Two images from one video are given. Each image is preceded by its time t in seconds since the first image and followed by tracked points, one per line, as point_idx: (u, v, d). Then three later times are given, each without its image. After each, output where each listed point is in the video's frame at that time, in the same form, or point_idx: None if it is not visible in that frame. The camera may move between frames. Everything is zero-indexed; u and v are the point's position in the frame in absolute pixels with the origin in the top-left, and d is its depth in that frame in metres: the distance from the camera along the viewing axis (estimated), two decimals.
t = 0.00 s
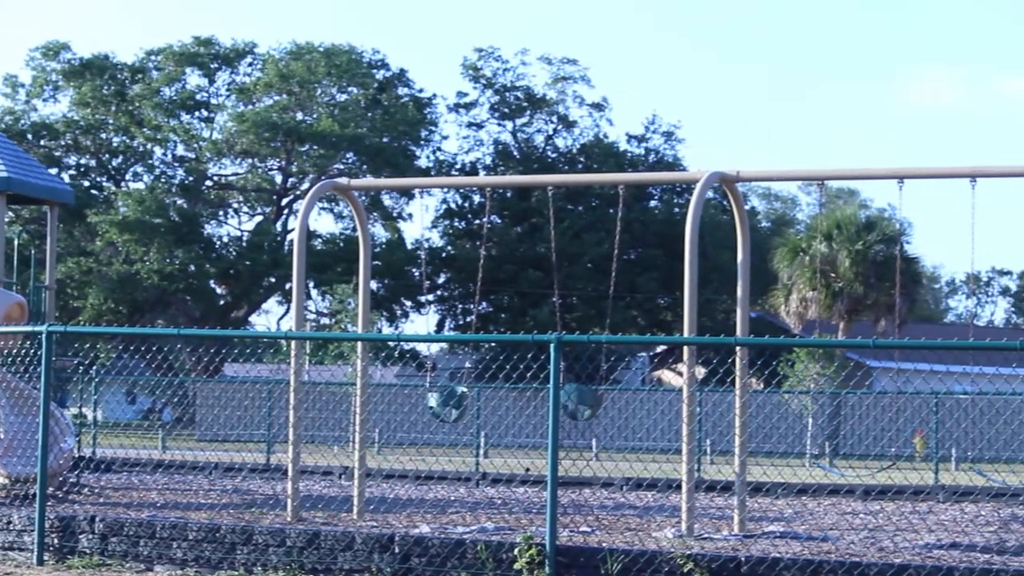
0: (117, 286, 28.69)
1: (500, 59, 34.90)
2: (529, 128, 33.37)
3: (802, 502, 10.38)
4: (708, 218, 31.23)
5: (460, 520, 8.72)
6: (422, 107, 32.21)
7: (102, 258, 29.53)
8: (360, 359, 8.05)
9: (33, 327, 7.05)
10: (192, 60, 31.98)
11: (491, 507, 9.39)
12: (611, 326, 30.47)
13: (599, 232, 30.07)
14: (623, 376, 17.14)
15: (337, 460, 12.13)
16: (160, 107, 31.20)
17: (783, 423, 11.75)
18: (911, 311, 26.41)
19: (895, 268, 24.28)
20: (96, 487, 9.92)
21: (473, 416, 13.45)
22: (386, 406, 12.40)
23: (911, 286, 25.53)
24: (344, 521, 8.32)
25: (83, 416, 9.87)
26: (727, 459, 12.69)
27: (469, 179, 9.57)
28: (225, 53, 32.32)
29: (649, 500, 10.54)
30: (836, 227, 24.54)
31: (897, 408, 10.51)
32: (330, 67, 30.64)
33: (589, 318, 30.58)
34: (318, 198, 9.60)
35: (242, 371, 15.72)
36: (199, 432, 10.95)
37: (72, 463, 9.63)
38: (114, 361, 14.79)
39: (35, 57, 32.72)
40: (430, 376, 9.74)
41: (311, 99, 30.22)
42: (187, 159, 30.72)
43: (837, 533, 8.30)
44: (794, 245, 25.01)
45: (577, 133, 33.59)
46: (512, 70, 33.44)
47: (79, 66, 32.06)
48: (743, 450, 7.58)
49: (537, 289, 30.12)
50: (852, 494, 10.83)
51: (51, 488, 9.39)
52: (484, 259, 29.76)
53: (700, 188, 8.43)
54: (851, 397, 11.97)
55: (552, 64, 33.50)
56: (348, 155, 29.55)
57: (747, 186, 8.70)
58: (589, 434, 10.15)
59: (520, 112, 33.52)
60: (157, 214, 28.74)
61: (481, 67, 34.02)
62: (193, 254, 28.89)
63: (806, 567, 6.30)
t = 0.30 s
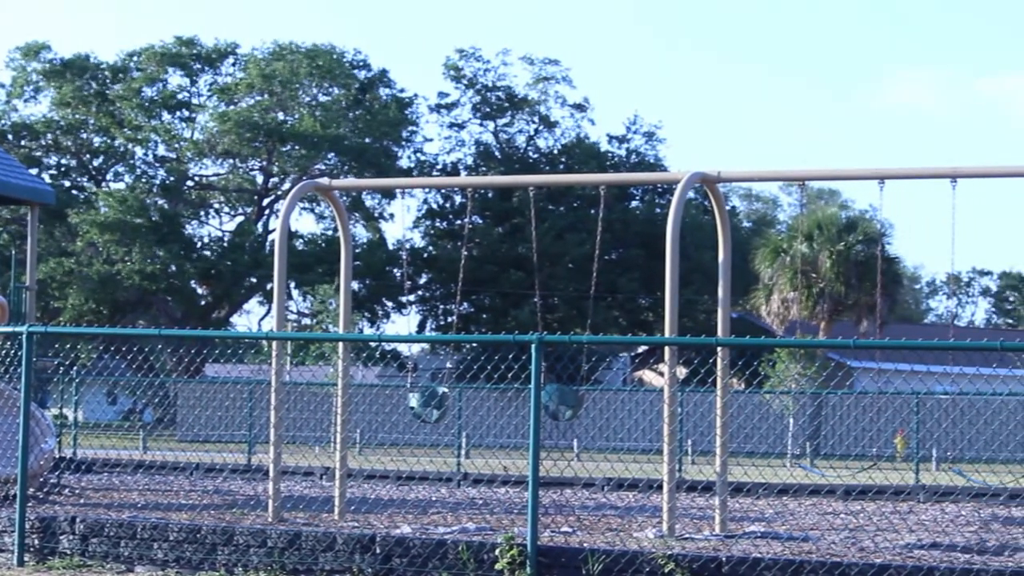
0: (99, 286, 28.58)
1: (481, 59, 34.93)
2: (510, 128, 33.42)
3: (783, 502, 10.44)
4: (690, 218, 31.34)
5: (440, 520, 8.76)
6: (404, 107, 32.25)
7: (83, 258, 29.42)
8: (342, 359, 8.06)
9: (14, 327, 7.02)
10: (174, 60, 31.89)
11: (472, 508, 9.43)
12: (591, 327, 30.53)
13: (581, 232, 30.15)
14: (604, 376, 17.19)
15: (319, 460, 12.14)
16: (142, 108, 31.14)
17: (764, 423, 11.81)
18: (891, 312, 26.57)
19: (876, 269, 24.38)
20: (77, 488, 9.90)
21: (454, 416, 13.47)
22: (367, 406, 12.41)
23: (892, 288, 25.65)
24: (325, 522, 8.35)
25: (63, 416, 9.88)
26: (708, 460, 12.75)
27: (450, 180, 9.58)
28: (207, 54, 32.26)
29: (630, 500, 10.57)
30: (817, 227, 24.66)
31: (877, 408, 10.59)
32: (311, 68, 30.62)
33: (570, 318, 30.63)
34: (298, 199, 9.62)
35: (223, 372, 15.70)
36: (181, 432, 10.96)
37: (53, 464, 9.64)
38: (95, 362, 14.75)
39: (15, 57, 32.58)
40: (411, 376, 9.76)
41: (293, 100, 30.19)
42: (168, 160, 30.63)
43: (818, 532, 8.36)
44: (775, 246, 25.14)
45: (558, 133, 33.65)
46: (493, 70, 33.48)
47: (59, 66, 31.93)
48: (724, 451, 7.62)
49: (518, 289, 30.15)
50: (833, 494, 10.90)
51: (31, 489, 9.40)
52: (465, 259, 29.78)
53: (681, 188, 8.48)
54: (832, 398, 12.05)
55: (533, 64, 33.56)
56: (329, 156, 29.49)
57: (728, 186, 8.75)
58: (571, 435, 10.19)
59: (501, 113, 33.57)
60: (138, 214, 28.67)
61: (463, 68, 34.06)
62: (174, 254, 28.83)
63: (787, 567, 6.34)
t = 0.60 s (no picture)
0: (77, 287, 28.46)
1: (459, 60, 34.95)
2: (489, 129, 33.47)
3: (761, 502, 10.51)
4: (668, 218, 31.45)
5: (419, 520, 8.79)
6: (383, 107, 32.28)
7: (61, 259, 29.30)
8: (321, 360, 8.07)
9: None
10: (152, 61, 31.79)
11: (451, 508, 9.47)
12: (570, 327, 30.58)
13: (559, 232, 30.22)
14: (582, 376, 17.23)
15: (297, 461, 12.15)
16: (120, 107, 31.03)
17: (741, 424, 11.87)
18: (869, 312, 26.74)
19: (854, 269, 24.59)
20: (54, 489, 9.89)
21: (432, 417, 13.49)
22: (345, 407, 12.42)
23: (869, 287, 25.88)
24: (304, 522, 8.38)
25: (41, 417, 9.89)
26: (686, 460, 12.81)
27: (429, 180, 9.60)
28: (185, 54, 32.18)
29: (608, 500, 10.63)
30: (795, 228, 24.79)
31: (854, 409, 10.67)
32: (290, 68, 30.57)
33: (549, 318, 30.68)
34: (277, 200, 9.62)
35: (202, 372, 15.68)
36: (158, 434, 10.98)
37: (30, 465, 9.62)
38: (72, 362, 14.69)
39: None
40: (390, 377, 9.77)
41: (272, 100, 30.14)
42: (146, 160, 30.52)
43: (795, 533, 8.42)
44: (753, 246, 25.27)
45: (537, 134, 33.72)
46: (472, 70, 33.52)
47: (36, 66, 31.77)
48: (702, 451, 7.66)
49: (497, 289, 30.18)
50: (810, 494, 10.98)
51: (9, 490, 9.39)
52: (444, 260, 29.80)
53: (659, 189, 8.52)
54: (809, 398, 12.13)
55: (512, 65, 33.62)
56: (308, 156, 29.42)
57: (706, 187, 8.80)
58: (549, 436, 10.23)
59: (479, 113, 33.60)
60: (116, 214, 28.57)
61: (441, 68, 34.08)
62: (152, 254, 28.73)
63: (765, 567, 6.35)
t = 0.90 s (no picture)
0: (58, 287, 28.35)
1: (441, 60, 34.99)
2: (470, 129, 33.52)
3: (741, 502, 10.57)
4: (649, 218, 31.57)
5: (401, 521, 8.83)
6: (364, 107, 32.29)
7: (41, 258, 29.18)
8: (302, 360, 8.08)
9: None
10: (132, 61, 31.69)
11: (432, 508, 9.50)
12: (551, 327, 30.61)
13: (540, 232, 30.30)
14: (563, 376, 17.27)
15: (278, 461, 12.15)
16: (100, 107, 30.95)
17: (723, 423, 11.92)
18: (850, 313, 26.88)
19: (835, 269, 24.68)
20: (34, 490, 9.87)
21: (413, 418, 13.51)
22: (326, 407, 12.43)
23: (850, 288, 26.02)
24: (284, 522, 8.42)
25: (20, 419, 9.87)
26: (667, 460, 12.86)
27: (411, 180, 9.61)
28: (166, 54, 32.10)
29: (589, 501, 10.67)
30: (776, 228, 24.90)
31: (835, 409, 10.73)
32: (271, 69, 30.53)
33: (530, 319, 30.70)
34: (258, 201, 9.61)
35: (182, 372, 15.64)
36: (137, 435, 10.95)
37: (10, 466, 9.62)
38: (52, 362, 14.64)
39: None
40: (371, 378, 9.78)
41: (253, 100, 30.08)
42: (127, 160, 30.43)
43: (775, 533, 8.48)
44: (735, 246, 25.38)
45: (518, 134, 33.77)
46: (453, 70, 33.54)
47: (16, 66, 31.61)
48: (684, 451, 7.70)
49: (478, 290, 30.19)
50: (791, 494, 11.04)
51: None
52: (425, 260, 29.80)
53: (640, 189, 8.55)
54: (790, 398, 12.19)
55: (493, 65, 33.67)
56: (289, 156, 29.41)
57: (688, 188, 8.83)
58: (530, 436, 10.28)
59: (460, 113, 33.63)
60: (98, 214, 28.47)
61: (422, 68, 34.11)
62: (134, 254, 28.64)
63: (746, 567, 6.42)
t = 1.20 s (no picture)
0: (40, 288, 28.23)
1: (424, 60, 35.02)
2: (453, 130, 33.56)
3: (724, 503, 10.63)
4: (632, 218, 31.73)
5: (384, 521, 8.87)
6: (347, 108, 32.30)
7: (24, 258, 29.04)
8: (284, 361, 8.09)
9: None
10: (115, 61, 31.60)
11: (415, 509, 9.53)
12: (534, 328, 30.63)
13: (523, 232, 30.36)
14: (547, 376, 17.31)
15: (261, 462, 12.16)
16: (82, 107, 30.87)
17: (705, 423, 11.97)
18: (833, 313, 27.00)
19: (818, 269, 24.83)
20: (16, 491, 9.86)
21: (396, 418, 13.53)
22: (309, 407, 12.44)
23: (832, 288, 26.13)
24: (268, 522, 8.46)
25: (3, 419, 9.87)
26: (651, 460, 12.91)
27: (394, 180, 9.63)
28: (148, 54, 32.03)
29: (572, 501, 10.72)
30: (759, 229, 25.00)
31: (817, 409, 10.80)
32: (254, 69, 30.51)
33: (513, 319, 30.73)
34: (240, 201, 9.62)
35: (164, 373, 15.62)
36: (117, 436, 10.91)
37: None
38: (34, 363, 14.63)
39: None
40: (354, 378, 9.79)
41: (235, 100, 30.05)
42: (109, 161, 30.34)
43: (758, 533, 8.54)
44: (717, 246, 25.47)
45: (501, 135, 33.82)
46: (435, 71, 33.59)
47: None
48: (667, 451, 7.74)
49: (461, 290, 30.20)
50: (773, 494, 11.09)
51: None
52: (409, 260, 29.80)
53: (624, 189, 8.59)
54: (773, 398, 12.25)
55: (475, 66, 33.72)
56: (272, 157, 29.40)
57: (670, 188, 8.87)
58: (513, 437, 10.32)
59: (443, 114, 33.66)
60: (81, 215, 28.38)
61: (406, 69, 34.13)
62: (116, 254, 28.56)
63: (729, 567, 6.40)
